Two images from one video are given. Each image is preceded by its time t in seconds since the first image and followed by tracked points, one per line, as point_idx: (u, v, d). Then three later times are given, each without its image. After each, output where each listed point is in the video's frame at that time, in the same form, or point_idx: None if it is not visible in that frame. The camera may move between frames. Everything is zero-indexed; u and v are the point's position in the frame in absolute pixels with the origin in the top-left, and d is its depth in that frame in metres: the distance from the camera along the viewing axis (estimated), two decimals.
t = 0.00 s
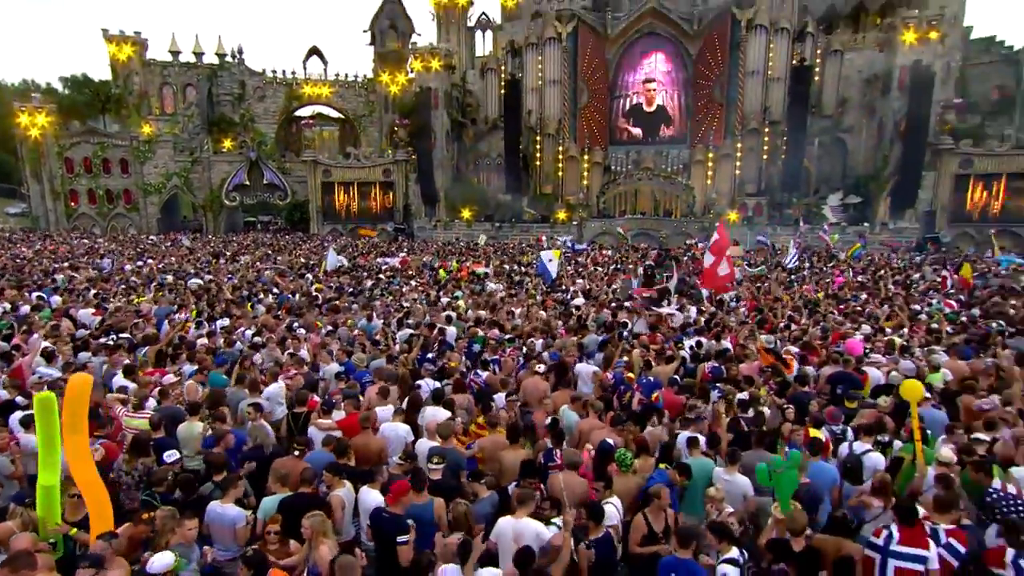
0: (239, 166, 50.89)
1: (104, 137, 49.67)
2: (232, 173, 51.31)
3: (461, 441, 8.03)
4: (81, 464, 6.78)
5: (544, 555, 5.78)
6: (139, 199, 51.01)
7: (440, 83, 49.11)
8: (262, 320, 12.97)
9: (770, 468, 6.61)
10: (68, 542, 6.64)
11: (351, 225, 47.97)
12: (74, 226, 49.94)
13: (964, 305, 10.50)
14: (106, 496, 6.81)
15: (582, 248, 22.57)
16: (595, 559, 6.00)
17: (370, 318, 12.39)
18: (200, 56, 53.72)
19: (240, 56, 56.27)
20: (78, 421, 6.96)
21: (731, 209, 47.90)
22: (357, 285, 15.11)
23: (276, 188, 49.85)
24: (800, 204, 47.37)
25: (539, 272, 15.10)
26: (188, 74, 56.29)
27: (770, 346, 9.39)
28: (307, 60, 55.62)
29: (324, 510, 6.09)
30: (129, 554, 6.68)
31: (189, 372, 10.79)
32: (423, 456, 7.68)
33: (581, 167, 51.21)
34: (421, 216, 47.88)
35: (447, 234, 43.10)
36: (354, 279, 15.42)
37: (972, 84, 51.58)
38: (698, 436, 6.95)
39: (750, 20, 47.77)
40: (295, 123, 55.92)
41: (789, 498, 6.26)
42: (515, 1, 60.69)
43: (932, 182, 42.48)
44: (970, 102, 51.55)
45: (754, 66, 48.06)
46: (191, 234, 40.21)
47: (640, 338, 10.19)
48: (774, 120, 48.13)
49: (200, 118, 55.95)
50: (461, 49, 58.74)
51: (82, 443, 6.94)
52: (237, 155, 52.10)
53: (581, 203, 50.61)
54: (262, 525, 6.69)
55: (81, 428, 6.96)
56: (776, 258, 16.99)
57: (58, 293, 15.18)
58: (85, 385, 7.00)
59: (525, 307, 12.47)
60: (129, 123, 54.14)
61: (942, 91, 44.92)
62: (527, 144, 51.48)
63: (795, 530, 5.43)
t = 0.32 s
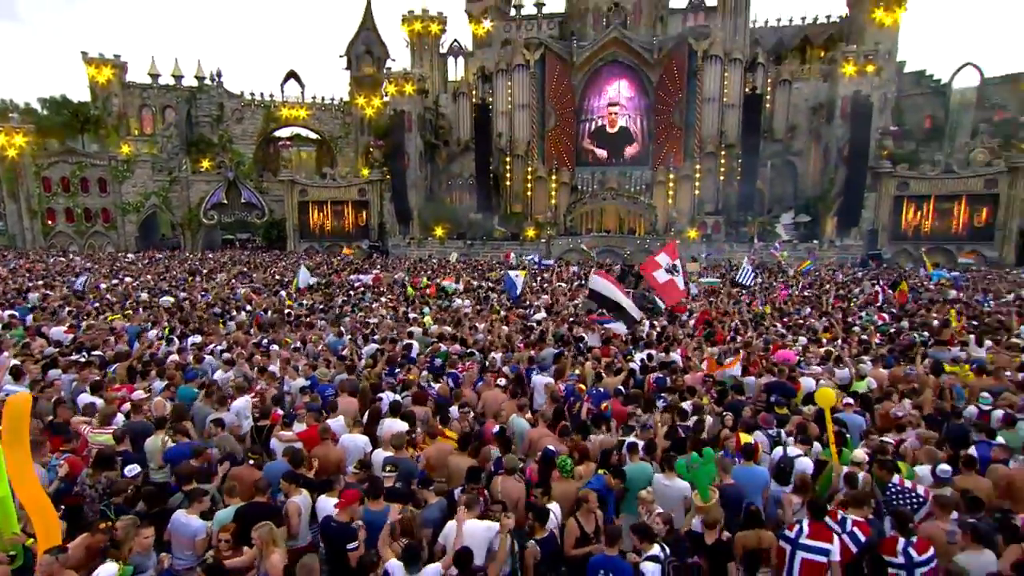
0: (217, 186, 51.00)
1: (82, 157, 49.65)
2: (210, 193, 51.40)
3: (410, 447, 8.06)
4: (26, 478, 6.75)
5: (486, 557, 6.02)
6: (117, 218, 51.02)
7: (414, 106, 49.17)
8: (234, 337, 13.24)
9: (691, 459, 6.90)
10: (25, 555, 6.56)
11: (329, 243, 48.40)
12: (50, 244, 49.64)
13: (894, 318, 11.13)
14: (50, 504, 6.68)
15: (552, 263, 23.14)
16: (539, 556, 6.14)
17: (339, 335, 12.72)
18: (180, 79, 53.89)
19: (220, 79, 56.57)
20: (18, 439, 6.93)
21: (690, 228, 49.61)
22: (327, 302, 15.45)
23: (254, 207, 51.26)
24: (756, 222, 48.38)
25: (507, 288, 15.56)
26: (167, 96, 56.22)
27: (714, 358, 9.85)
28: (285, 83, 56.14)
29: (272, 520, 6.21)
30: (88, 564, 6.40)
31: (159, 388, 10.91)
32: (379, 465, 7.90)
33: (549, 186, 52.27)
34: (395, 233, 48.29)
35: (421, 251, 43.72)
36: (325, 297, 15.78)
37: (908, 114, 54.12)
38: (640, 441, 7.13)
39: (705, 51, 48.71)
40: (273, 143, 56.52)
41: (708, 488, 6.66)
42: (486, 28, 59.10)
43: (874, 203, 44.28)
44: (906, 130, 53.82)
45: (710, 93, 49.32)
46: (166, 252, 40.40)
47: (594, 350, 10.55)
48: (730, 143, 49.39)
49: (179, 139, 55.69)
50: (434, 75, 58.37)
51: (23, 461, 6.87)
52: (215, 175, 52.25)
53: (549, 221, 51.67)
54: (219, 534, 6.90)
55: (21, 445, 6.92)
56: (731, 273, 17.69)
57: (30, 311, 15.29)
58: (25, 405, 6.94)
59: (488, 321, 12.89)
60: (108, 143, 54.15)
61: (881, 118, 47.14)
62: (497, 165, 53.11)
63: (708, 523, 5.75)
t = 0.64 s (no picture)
0: (200, 204, 51.22)
1: (67, 176, 49.77)
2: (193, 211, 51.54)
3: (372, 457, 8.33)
4: None
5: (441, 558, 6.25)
6: (101, 236, 51.02)
7: (395, 129, 50.23)
8: (211, 352, 13.49)
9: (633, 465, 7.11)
10: None
11: (310, 260, 48.64)
12: (32, 261, 49.54)
13: (840, 331, 11.79)
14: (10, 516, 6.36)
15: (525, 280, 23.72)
16: (496, 554, 6.37)
17: (313, 351, 13.03)
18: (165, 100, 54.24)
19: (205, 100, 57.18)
20: None
21: (659, 245, 50.70)
22: (304, 319, 15.80)
23: (237, 225, 50.63)
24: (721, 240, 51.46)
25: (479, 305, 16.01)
26: (152, 117, 56.75)
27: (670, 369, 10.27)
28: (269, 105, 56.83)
29: (232, 529, 6.35)
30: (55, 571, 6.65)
31: (134, 403, 11.06)
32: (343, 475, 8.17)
33: (524, 206, 52.80)
34: (375, 250, 48.72)
35: (400, 268, 44.21)
36: (303, 314, 16.14)
37: (859, 138, 56.29)
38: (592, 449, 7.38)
39: (671, 77, 50.66)
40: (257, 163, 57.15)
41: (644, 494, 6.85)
42: (464, 55, 58.25)
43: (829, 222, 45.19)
44: (858, 154, 55.69)
45: (676, 117, 51.10)
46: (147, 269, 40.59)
47: (556, 363, 10.95)
48: (696, 164, 50.98)
49: (164, 158, 55.75)
50: (412, 99, 58.40)
51: None
52: (200, 195, 52.53)
53: (524, 239, 52.53)
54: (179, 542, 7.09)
55: None
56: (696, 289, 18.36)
57: (9, 328, 15.44)
58: None
59: (458, 337, 13.31)
60: (93, 164, 54.32)
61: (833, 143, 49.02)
62: (474, 184, 53.92)
63: (639, 523, 6.01)
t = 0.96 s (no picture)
0: (193, 220, 51.72)
1: (61, 194, 50.34)
2: (186, 228, 51.97)
3: (346, 465, 8.69)
4: None
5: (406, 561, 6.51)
6: (94, 251, 51.35)
7: (382, 148, 51.13)
8: (196, 366, 13.77)
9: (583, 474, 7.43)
10: None
11: (299, 275, 48.82)
12: (26, 277, 49.85)
13: (800, 343, 12.35)
14: None
15: (506, 294, 24.26)
16: (460, 556, 6.61)
17: (295, 366, 13.34)
18: (158, 121, 55.04)
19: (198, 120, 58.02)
20: None
21: (638, 260, 50.46)
22: (289, 333, 16.20)
23: (228, 242, 49.59)
24: (696, 255, 52.11)
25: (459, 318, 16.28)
26: (146, 136, 57.60)
27: (637, 380, 10.67)
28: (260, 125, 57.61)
29: (198, 538, 6.53)
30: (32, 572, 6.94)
31: (119, 416, 11.29)
32: (315, 482, 8.43)
33: (507, 223, 52.98)
34: (363, 266, 49.11)
35: (387, 283, 44.64)
36: (288, 329, 16.55)
37: (825, 160, 58.30)
38: (554, 456, 7.69)
39: (647, 101, 51.59)
40: (249, 182, 58.03)
41: (597, 494, 7.21)
42: (449, 78, 59.19)
43: (797, 239, 45.92)
44: (824, 175, 57.64)
45: (653, 138, 51.85)
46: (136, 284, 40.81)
47: (529, 376, 11.34)
48: (672, 184, 52.04)
49: (157, 177, 56.42)
50: (401, 121, 59.07)
51: None
52: (192, 211, 52.82)
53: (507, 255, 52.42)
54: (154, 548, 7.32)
55: None
56: (671, 303, 18.88)
57: None
58: None
59: (437, 350, 13.71)
60: (86, 182, 54.91)
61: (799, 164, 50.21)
62: (459, 203, 54.71)
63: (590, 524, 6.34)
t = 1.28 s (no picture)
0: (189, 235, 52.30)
1: (60, 210, 50.97)
2: (182, 243, 52.52)
3: (324, 472, 9.01)
4: None
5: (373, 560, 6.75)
6: (90, 266, 51.74)
7: (372, 166, 52.15)
8: (185, 379, 14.09)
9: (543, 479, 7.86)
10: None
11: (291, 289, 49.15)
12: (23, 291, 50.29)
13: (767, 356, 12.85)
14: None
15: (491, 308, 24.76)
16: (419, 559, 6.86)
17: (282, 378, 13.69)
18: (156, 140, 56.03)
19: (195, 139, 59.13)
20: None
21: (619, 275, 52.32)
22: (279, 346, 16.61)
23: (223, 257, 49.84)
24: (676, 271, 52.67)
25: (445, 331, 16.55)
26: (144, 155, 58.65)
27: (609, 390, 11.07)
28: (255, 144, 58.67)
29: (175, 542, 6.83)
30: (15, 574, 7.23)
31: (109, 426, 11.61)
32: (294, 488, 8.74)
33: (494, 239, 54.49)
34: (354, 280, 49.40)
35: (377, 297, 45.12)
36: (278, 342, 16.98)
37: (797, 179, 59.74)
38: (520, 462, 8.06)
39: (628, 123, 52.64)
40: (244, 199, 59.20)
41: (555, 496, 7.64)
42: (438, 100, 60.76)
43: (771, 254, 46.87)
44: (794, 195, 59.26)
45: (632, 158, 52.80)
46: (127, 298, 41.26)
47: (506, 387, 11.76)
48: (653, 203, 52.80)
49: (154, 195, 57.27)
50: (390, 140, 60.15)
51: None
52: (188, 228, 53.53)
53: (493, 270, 54.49)
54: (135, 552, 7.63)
55: None
56: (649, 316, 19.41)
57: None
58: None
59: (420, 362, 14.14)
60: (85, 200, 55.83)
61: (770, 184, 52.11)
62: (447, 220, 55.52)
63: (552, 526, 6.69)
